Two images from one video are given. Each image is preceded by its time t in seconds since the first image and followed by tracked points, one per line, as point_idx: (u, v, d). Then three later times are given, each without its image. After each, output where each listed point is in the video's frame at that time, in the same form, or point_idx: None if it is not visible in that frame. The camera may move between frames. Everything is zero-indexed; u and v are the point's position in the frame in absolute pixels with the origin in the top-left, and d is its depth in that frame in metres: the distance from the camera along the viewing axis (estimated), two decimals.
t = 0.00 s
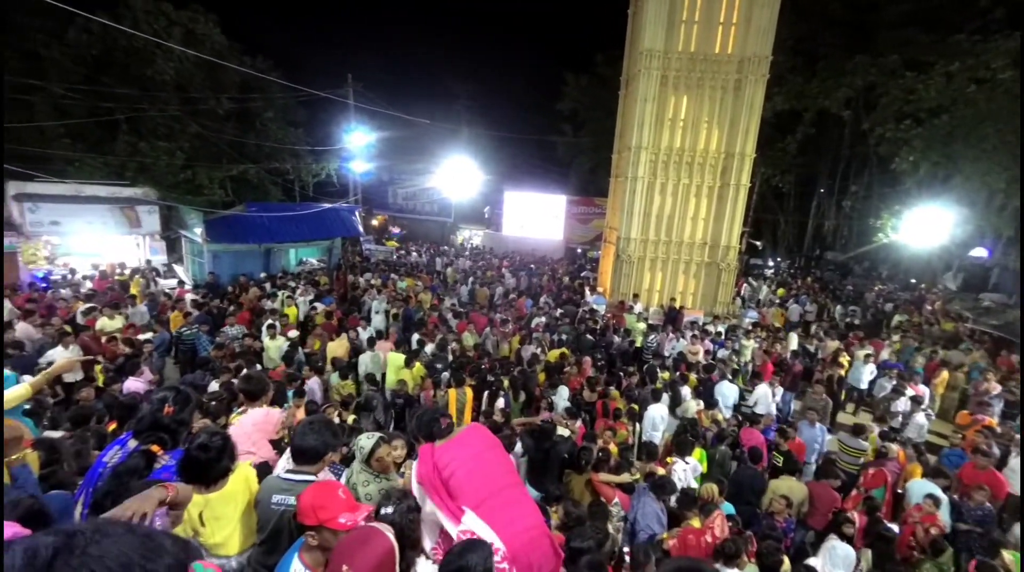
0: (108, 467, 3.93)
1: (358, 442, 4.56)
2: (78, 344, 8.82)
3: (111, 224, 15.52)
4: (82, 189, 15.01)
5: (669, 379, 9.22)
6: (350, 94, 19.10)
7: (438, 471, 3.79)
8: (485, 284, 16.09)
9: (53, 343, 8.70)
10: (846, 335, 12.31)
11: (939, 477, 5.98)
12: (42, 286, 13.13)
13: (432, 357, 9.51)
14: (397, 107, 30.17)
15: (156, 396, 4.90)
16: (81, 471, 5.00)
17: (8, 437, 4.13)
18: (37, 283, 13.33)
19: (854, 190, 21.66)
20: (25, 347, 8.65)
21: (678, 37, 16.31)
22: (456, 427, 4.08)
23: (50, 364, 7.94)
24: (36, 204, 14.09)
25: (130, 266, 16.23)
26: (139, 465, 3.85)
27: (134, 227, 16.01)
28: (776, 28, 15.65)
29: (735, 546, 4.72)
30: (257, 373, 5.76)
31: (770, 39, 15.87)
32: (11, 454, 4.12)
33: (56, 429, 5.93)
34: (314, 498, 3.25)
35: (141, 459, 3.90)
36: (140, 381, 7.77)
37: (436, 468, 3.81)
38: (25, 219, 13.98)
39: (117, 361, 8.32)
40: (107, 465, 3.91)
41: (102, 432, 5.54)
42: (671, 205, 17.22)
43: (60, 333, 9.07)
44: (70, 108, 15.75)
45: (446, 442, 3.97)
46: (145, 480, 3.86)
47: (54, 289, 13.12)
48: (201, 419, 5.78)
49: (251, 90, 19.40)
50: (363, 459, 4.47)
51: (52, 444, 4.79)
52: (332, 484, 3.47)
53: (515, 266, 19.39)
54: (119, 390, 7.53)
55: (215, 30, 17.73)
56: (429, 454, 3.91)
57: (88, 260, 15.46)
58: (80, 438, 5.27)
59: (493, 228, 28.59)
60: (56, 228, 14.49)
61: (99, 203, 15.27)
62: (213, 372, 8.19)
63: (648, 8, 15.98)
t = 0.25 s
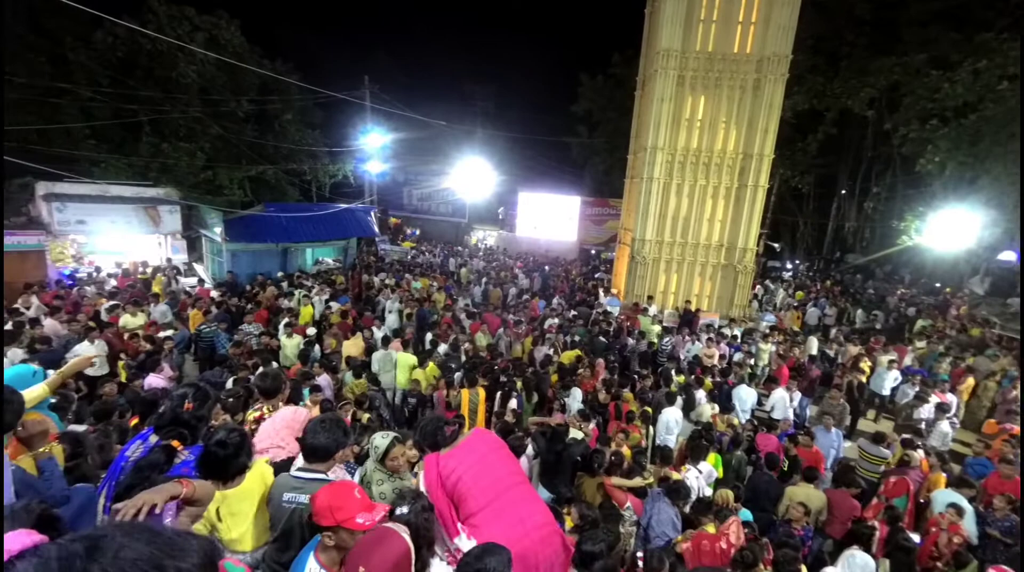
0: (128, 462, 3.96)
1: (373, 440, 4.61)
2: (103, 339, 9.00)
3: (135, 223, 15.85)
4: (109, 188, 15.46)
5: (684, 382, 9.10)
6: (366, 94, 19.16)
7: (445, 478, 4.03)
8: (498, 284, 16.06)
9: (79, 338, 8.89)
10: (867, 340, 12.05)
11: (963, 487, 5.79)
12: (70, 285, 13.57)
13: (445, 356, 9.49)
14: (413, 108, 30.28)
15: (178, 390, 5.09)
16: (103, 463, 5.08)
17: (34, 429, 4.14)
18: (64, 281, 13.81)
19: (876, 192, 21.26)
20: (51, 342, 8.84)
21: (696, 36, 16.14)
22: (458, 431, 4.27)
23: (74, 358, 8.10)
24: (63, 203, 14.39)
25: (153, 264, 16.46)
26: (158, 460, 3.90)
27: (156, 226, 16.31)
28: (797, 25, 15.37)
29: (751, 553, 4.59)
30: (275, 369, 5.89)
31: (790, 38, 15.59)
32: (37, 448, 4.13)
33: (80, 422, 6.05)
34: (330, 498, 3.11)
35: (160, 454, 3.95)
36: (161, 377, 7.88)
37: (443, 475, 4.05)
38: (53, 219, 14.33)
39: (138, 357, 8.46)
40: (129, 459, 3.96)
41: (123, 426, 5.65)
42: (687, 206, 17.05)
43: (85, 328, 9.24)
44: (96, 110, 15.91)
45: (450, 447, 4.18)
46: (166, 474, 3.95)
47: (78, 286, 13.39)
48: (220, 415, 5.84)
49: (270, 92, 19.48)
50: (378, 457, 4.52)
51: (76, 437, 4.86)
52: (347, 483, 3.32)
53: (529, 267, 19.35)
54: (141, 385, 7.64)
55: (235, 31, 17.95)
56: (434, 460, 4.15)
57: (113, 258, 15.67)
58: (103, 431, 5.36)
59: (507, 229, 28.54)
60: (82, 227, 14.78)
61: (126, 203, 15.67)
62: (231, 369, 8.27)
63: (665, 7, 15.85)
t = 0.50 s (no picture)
0: (143, 460, 4.21)
1: (384, 440, 4.60)
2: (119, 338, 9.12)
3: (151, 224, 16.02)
4: (124, 190, 15.55)
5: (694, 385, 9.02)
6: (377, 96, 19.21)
7: (450, 479, 4.08)
8: (507, 285, 16.01)
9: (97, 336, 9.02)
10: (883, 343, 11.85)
11: (983, 494, 5.63)
12: (89, 285, 13.83)
13: (454, 357, 9.48)
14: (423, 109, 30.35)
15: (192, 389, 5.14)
16: (118, 460, 5.13)
17: (52, 427, 4.15)
18: (82, 280, 14.01)
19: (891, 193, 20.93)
20: (70, 341, 8.97)
21: (707, 36, 16.04)
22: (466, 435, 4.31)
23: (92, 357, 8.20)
24: (82, 205, 14.66)
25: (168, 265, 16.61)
26: (171, 458, 4.12)
27: (173, 227, 16.47)
28: (811, 25, 15.19)
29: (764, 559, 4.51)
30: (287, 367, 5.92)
31: (804, 38, 15.41)
32: (54, 445, 4.12)
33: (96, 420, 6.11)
34: (341, 501, 3.15)
35: (174, 453, 4.16)
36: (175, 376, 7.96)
37: (448, 476, 4.10)
38: (72, 220, 14.53)
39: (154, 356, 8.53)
40: (143, 457, 4.21)
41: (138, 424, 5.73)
42: (698, 207, 16.93)
43: (102, 327, 9.37)
44: (115, 113, 16.13)
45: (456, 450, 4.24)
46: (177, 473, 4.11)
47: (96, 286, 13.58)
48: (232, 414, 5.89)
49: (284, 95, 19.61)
50: (388, 458, 4.52)
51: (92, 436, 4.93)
52: (359, 487, 3.36)
53: (539, 268, 19.31)
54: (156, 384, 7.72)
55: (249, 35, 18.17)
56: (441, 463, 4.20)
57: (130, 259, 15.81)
58: (119, 430, 5.42)
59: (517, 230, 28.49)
60: (100, 228, 14.99)
61: (142, 204, 15.85)
62: (243, 368, 8.33)
63: (676, 8, 15.78)
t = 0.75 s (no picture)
0: (158, 458, 4.17)
1: (395, 443, 4.54)
2: (137, 338, 9.22)
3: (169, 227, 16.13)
4: (142, 193, 15.78)
5: (707, 390, 8.90)
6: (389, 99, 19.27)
7: (460, 483, 4.00)
8: (518, 288, 15.94)
9: (116, 336, 9.13)
10: (902, 349, 11.60)
11: (1007, 505, 5.45)
12: (109, 286, 14.03)
13: (465, 359, 9.44)
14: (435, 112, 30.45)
15: (208, 389, 5.10)
16: (134, 458, 5.17)
17: (69, 425, 3.94)
18: (102, 281, 14.28)
19: (910, 196, 20.58)
20: (89, 340, 9.08)
21: (721, 38, 15.91)
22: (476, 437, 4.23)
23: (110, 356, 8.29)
24: (102, 207, 14.90)
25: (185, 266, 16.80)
26: (186, 457, 4.05)
27: (190, 230, 16.61)
28: (826, 26, 15.00)
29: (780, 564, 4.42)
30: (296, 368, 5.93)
31: (820, 38, 15.19)
32: (72, 442, 3.93)
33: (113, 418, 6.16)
34: (352, 504, 3.09)
35: (189, 452, 4.10)
36: (190, 375, 8.01)
37: (457, 479, 4.03)
38: (92, 222, 14.78)
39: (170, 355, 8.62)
40: (158, 456, 4.17)
41: (154, 423, 5.75)
42: (711, 210, 16.78)
43: (119, 327, 9.47)
44: (134, 118, 16.33)
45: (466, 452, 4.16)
46: (191, 473, 4.05)
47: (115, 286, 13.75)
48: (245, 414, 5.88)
49: (298, 100, 19.75)
50: (399, 461, 4.46)
51: (110, 433, 4.93)
52: (371, 489, 3.34)
53: (550, 271, 19.24)
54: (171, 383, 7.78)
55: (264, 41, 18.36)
56: (450, 466, 4.13)
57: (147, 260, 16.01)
58: (135, 428, 5.46)
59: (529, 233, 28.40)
60: (120, 231, 15.23)
61: (159, 208, 16.00)
62: (256, 368, 8.36)
63: (689, 9, 15.70)
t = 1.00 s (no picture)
0: (181, 455, 4.23)
1: (411, 444, 4.49)
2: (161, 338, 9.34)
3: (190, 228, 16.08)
4: (166, 196, 15.79)
5: (724, 395, 8.77)
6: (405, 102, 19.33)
7: (474, 484, 3.91)
8: (533, 290, 15.87)
9: (139, 335, 9.25)
10: (929, 355, 11.28)
11: None
12: (133, 286, 14.24)
13: (480, 361, 9.39)
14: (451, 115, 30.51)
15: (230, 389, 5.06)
16: (157, 455, 5.22)
17: (93, 421, 3.98)
18: (127, 282, 14.46)
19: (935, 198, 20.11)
20: (114, 339, 9.22)
21: (739, 38, 15.73)
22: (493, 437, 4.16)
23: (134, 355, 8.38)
24: (128, 209, 14.90)
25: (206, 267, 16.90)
26: (208, 454, 4.08)
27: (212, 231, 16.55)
28: (849, 24, 14.68)
29: None
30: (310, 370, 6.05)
31: (841, 37, 14.89)
32: (96, 438, 3.95)
33: (136, 415, 6.22)
34: (368, 505, 3.11)
35: (210, 449, 4.11)
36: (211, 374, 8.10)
37: (472, 480, 3.94)
38: (118, 224, 14.76)
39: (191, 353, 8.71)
40: (181, 452, 4.22)
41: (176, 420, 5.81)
42: (728, 212, 16.59)
43: (143, 326, 9.61)
44: (158, 122, 16.51)
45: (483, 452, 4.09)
46: (211, 471, 4.07)
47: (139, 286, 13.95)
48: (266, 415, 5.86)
49: (316, 103, 19.88)
50: (414, 462, 4.42)
51: (132, 429, 4.91)
52: (387, 490, 3.32)
53: (564, 273, 19.14)
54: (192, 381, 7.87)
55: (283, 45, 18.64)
56: (466, 466, 4.05)
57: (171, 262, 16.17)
58: (158, 425, 5.52)
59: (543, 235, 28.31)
60: (144, 232, 15.19)
61: (182, 209, 15.99)
62: (275, 368, 8.41)
63: (706, 10, 15.55)
